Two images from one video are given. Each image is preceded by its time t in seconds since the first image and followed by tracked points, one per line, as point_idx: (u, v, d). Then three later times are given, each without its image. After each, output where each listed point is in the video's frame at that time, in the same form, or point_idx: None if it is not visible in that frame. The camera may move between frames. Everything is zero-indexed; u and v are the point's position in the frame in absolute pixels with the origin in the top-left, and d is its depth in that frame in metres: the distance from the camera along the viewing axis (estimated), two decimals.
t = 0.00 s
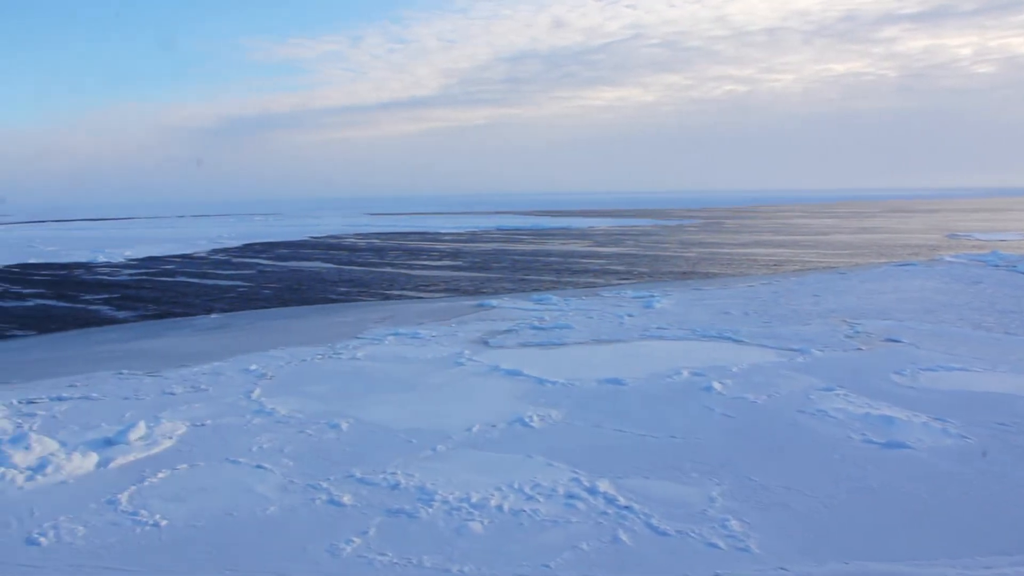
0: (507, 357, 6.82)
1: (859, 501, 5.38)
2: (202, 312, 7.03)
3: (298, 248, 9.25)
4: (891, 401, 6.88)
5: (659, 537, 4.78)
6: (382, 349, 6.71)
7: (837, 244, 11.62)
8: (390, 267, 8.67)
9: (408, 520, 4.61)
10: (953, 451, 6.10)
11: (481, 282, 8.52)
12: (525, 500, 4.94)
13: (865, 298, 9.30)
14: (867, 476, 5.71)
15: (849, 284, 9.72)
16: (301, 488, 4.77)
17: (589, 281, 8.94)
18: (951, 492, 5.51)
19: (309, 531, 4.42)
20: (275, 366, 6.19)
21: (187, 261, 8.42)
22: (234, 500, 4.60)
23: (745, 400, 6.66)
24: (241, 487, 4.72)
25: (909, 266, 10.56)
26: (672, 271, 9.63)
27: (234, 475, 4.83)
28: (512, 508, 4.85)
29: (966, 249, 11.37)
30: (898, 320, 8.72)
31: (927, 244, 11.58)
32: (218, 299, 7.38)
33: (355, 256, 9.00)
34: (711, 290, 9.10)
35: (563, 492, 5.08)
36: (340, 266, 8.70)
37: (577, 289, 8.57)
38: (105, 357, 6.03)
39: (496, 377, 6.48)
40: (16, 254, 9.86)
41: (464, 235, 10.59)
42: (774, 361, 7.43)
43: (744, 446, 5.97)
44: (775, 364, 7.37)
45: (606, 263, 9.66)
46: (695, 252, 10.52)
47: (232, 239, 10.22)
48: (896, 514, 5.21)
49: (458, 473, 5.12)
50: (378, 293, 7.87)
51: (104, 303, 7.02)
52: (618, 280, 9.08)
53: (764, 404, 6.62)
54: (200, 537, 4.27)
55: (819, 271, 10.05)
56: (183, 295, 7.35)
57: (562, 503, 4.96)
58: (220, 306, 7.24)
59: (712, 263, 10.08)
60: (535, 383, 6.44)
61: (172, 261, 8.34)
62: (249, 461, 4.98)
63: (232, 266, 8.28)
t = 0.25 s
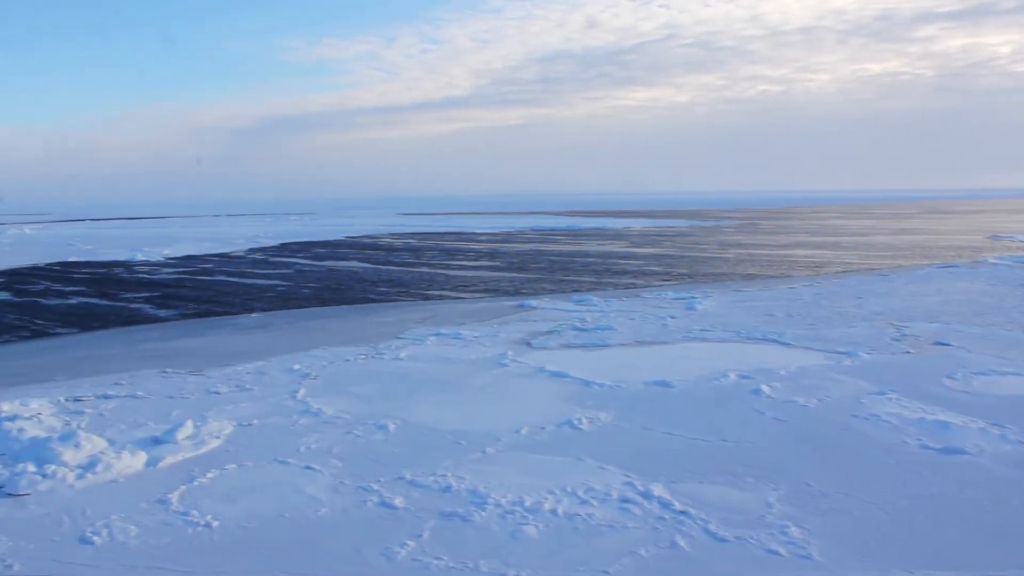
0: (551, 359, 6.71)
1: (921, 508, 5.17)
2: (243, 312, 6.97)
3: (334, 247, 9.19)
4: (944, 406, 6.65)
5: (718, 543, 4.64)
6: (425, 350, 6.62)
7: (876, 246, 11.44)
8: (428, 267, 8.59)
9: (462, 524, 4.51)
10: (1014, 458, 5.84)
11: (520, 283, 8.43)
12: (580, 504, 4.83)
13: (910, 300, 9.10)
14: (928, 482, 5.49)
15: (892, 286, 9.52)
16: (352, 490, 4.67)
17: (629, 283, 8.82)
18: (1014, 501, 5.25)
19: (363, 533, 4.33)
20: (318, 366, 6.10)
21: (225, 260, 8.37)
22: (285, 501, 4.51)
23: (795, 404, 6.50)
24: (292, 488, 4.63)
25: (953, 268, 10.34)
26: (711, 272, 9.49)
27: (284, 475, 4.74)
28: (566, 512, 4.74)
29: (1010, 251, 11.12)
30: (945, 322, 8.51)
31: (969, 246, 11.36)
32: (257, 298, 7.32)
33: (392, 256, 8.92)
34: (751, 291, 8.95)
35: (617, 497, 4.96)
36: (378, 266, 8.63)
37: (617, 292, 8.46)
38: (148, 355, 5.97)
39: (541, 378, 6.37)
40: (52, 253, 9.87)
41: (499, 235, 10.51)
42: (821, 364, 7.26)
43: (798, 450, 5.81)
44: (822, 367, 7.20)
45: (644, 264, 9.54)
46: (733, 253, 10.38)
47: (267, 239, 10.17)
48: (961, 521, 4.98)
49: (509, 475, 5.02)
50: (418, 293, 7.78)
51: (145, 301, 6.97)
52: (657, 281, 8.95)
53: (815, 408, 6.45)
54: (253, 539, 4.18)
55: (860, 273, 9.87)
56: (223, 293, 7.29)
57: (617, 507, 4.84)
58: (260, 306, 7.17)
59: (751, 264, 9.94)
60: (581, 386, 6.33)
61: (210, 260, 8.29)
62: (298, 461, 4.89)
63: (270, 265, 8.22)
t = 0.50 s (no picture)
0: (594, 360, 6.61)
1: (984, 515, 4.92)
2: (282, 310, 6.89)
3: (369, 247, 9.13)
4: (998, 412, 6.38)
5: (776, 550, 4.47)
6: (467, 350, 6.53)
7: (915, 249, 11.25)
8: (464, 267, 8.50)
9: (515, 527, 4.40)
10: None
11: (558, 283, 8.33)
12: (633, 509, 4.72)
13: (955, 303, 8.89)
14: (990, 489, 5.23)
15: (935, 288, 9.32)
16: (402, 491, 4.58)
17: (667, 283, 8.69)
18: None
19: (415, 536, 4.22)
20: (360, 365, 6.01)
21: (261, 258, 8.31)
22: (335, 502, 4.42)
23: (844, 408, 6.33)
24: (341, 488, 4.54)
25: (997, 270, 10.09)
26: (750, 273, 9.35)
27: (332, 475, 4.65)
28: (620, 517, 4.62)
29: None
30: (993, 326, 8.27)
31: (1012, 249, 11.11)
32: (295, 296, 7.25)
33: (428, 255, 8.84)
34: (792, 293, 8.80)
35: (671, 502, 4.83)
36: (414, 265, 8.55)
37: (656, 293, 8.34)
38: (190, 353, 5.90)
39: (585, 380, 6.26)
40: (86, 251, 9.86)
41: (533, 235, 10.42)
42: (868, 368, 7.08)
43: (851, 456, 5.65)
44: (870, 371, 7.01)
45: (681, 265, 9.42)
46: (771, 255, 10.23)
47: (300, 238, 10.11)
48: None
49: (559, 478, 4.91)
50: (456, 293, 7.70)
51: (183, 298, 6.91)
52: (696, 282, 8.82)
53: (865, 413, 6.27)
54: (304, 540, 4.09)
55: (901, 276, 9.69)
56: (261, 291, 7.22)
57: (672, 512, 4.72)
58: (298, 304, 7.09)
59: (789, 265, 9.79)
60: (626, 387, 6.22)
61: (246, 258, 8.24)
62: (345, 461, 4.80)
63: (306, 263, 8.15)
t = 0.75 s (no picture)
0: (637, 361, 6.50)
1: None
2: (319, 307, 6.82)
3: (404, 246, 9.07)
4: None
5: (834, 556, 4.28)
6: (507, 350, 6.43)
7: (954, 250, 11.05)
8: (500, 266, 8.42)
9: (567, 531, 4.28)
10: None
11: (596, 282, 8.22)
12: (686, 513, 4.58)
13: (1002, 304, 8.65)
14: None
15: (981, 290, 9.09)
16: (450, 493, 4.48)
17: (706, 284, 8.56)
18: None
19: (465, 539, 4.12)
20: (401, 364, 5.92)
21: (295, 256, 8.25)
22: (383, 503, 4.32)
23: (896, 412, 6.12)
24: (388, 490, 4.44)
25: None
26: (789, 275, 9.20)
27: (378, 476, 4.56)
28: (674, 521, 4.49)
29: None
30: None
31: None
32: (333, 293, 7.18)
33: (463, 253, 8.75)
34: (833, 295, 8.63)
35: (724, 506, 4.68)
36: (449, 264, 8.47)
37: (695, 294, 8.21)
38: (230, 350, 5.84)
39: (629, 381, 6.14)
40: (120, 248, 9.85)
41: (567, 235, 10.32)
42: (917, 371, 6.87)
43: (905, 460, 5.45)
44: (919, 374, 6.80)
45: (718, 266, 9.29)
46: (808, 256, 10.07)
47: (332, 236, 10.06)
48: None
49: (609, 481, 4.79)
50: (493, 292, 7.60)
51: (220, 295, 6.86)
52: (735, 283, 8.68)
53: (917, 416, 6.06)
54: (354, 541, 4.00)
55: (944, 278, 9.47)
56: (298, 288, 7.15)
57: (726, 516, 4.56)
58: (336, 302, 7.02)
59: (828, 267, 9.62)
60: (671, 389, 6.10)
61: (280, 255, 8.18)
62: (392, 462, 4.70)
63: (342, 262, 8.09)
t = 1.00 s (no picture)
0: (679, 362, 6.38)
1: None
2: (356, 305, 6.75)
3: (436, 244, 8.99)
4: None
5: (897, 565, 4.09)
6: (548, 349, 6.32)
7: (993, 251, 10.84)
8: (534, 265, 8.32)
9: (621, 535, 4.16)
10: None
11: (632, 282, 8.11)
12: (741, 518, 4.43)
13: None
14: None
15: None
16: (500, 496, 4.37)
17: (743, 284, 8.43)
18: None
19: (517, 543, 4.01)
20: (442, 364, 5.83)
21: (329, 253, 8.18)
22: (432, 504, 4.22)
23: (947, 417, 5.92)
24: (436, 492, 4.34)
25: None
26: (826, 275, 9.04)
27: (425, 477, 4.45)
28: (729, 527, 4.35)
29: None
30: None
31: None
32: (368, 291, 7.11)
33: (496, 252, 8.66)
34: (873, 296, 8.46)
35: (780, 512, 4.53)
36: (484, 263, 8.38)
37: (733, 294, 8.08)
38: (268, 348, 5.76)
39: (673, 383, 6.02)
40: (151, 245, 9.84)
41: (599, 234, 10.22)
42: (965, 375, 6.66)
43: (961, 465, 5.25)
44: (967, 377, 6.60)
45: (754, 266, 9.15)
46: (845, 257, 9.91)
47: (362, 234, 9.99)
48: None
49: (661, 485, 4.67)
50: (530, 292, 7.50)
51: (256, 293, 6.79)
52: (772, 284, 8.54)
53: (969, 421, 5.84)
54: (405, 544, 3.90)
55: (985, 279, 9.27)
56: (333, 286, 7.08)
57: (782, 522, 4.41)
58: (372, 300, 6.94)
59: (865, 268, 9.45)
60: (716, 391, 5.98)
61: (314, 252, 8.11)
62: (438, 463, 4.60)
63: (375, 260, 8.01)
